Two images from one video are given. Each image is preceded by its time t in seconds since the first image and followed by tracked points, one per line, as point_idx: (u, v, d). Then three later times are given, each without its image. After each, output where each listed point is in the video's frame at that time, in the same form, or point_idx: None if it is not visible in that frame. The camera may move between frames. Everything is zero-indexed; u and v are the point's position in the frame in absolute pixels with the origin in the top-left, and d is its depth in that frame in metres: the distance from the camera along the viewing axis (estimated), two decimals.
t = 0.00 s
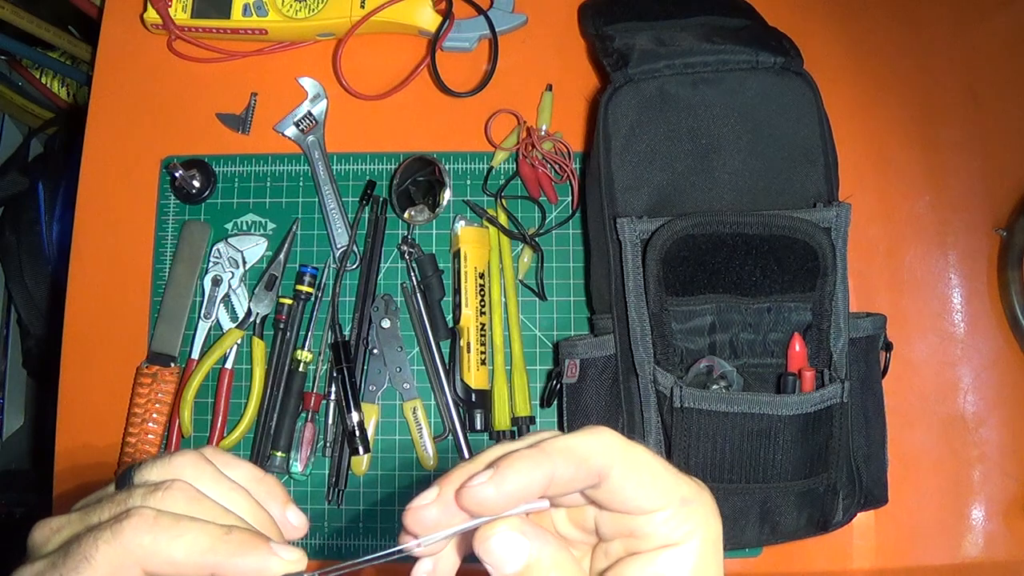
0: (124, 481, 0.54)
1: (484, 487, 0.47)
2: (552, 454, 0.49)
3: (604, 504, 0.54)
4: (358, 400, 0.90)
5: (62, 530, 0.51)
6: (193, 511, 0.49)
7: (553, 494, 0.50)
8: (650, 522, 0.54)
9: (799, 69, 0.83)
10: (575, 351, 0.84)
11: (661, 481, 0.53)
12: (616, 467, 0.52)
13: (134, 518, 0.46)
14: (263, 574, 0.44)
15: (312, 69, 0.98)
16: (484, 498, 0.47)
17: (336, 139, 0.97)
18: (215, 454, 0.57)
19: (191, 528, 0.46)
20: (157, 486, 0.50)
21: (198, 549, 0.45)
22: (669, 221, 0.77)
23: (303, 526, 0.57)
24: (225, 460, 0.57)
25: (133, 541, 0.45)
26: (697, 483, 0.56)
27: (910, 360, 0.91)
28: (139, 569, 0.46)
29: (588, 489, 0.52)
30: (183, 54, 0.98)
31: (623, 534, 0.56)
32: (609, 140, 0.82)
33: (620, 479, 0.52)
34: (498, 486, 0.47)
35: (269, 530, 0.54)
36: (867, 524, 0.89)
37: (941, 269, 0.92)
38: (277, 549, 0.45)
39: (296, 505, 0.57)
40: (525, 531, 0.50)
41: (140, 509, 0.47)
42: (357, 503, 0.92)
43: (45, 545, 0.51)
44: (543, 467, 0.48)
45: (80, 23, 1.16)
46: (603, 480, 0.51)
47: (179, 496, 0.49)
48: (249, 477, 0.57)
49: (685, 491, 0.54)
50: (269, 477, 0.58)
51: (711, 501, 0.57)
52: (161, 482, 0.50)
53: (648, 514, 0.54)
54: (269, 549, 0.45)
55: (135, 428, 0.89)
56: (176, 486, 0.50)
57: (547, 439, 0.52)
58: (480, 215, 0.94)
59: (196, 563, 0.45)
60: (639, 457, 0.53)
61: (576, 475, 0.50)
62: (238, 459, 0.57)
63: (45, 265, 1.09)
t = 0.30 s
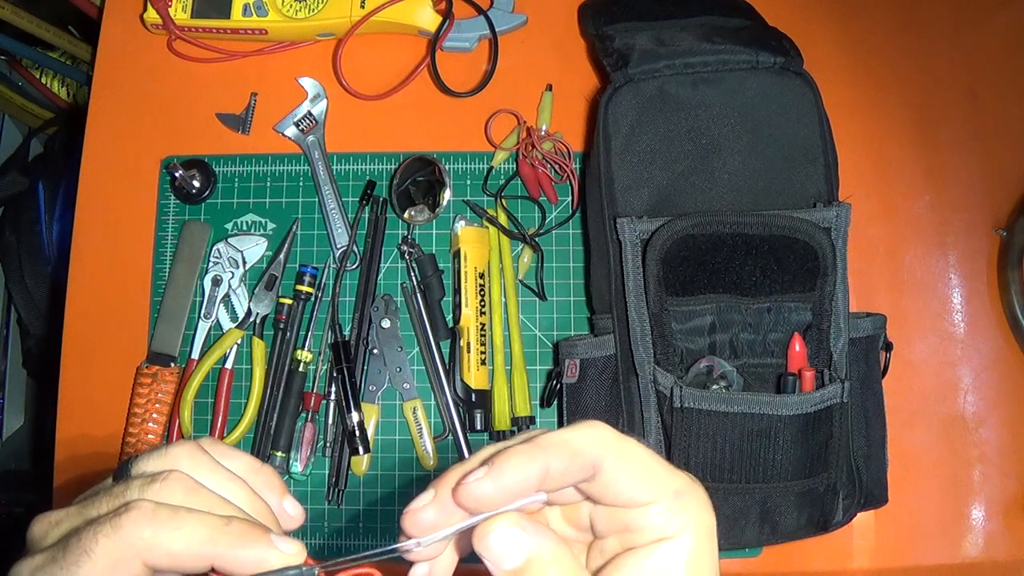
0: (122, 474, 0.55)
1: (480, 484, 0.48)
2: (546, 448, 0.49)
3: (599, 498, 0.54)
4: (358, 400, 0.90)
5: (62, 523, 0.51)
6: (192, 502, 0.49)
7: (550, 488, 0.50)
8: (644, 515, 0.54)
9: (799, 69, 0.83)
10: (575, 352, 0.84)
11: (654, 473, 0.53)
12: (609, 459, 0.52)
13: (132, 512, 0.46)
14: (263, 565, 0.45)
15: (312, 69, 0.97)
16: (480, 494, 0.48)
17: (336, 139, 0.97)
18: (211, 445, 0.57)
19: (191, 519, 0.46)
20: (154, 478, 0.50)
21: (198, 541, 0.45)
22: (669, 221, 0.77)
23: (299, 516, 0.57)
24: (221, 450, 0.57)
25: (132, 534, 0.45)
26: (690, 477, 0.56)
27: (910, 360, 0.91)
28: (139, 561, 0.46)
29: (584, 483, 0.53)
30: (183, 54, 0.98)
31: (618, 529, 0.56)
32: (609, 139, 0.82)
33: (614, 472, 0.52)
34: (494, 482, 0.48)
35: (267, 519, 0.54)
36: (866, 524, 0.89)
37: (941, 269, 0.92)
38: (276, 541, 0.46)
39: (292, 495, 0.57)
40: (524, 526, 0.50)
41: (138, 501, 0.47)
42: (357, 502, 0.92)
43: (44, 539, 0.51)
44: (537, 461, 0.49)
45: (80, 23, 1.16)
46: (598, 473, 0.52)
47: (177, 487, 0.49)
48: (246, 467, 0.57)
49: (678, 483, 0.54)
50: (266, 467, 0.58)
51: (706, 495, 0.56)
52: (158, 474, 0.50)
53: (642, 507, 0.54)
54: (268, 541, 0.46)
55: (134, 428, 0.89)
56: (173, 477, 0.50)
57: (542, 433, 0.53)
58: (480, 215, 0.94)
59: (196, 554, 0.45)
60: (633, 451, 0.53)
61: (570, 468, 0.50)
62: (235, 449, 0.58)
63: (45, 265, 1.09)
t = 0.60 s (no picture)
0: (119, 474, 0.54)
1: (477, 480, 0.48)
2: (542, 441, 0.50)
3: (595, 493, 0.54)
4: (358, 400, 0.90)
5: (61, 527, 0.51)
6: (190, 505, 0.49)
7: (546, 482, 0.50)
8: (639, 511, 0.54)
9: (799, 69, 0.83)
10: (575, 351, 0.84)
11: (648, 468, 0.54)
12: (604, 453, 0.52)
13: (131, 521, 0.46)
14: (264, 573, 0.45)
15: (312, 69, 0.98)
16: (479, 490, 0.48)
17: (336, 139, 0.97)
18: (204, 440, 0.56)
19: (190, 527, 0.46)
20: (151, 480, 0.50)
21: (198, 549, 0.45)
22: (669, 221, 0.77)
23: (295, 510, 0.58)
24: (215, 444, 0.57)
25: (132, 544, 0.45)
26: (685, 474, 0.56)
27: (910, 361, 0.91)
28: (140, 569, 0.46)
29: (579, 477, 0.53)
30: (183, 54, 0.98)
31: (615, 526, 0.56)
32: (609, 139, 0.82)
33: (609, 465, 0.52)
34: (491, 478, 0.48)
35: (265, 517, 0.54)
36: (867, 524, 0.89)
37: (941, 269, 0.92)
38: (277, 548, 0.46)
39: (288, 490, 0.58)
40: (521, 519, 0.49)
41: (136, 509, 0.47)
42: (357, 502, 0.92)
43: (44, 543, 0.51)
44: (532, 454, 0.49)
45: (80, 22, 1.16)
46: (593, 466, 0.52)
47: (174, 490, 0.49)
48: (241, 462, 0.57)
49: (672, 479, 0.54)
50: (262, 460, 0.57)
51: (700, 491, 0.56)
52: (154, 476, 0.50)
53: (637, 502, 0.54)
54: (269, 547, 0.46)
55: (134, 428, 0.89)
56: (169, 480, 0.50)
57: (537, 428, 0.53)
58: (480, 215, 0.94)
59: (197, 562, 0.45)
60: (627, 446, 0.53)
61: (565, 461, 0.50)
62: (231, 444, 0.57)
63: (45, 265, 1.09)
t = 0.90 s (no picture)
0: (119, 481, 0.54)
1: (480, 483, 0.48)
2: (544, 444, 0.49)
3: (596, 497, 0.54)
4: (358, 400, 0.90)
5: (61, 535, 0.51)
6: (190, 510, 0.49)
7: (547, 485, 0.50)
8: (640, 515, 0.54)
9: (799, 69, 0.83)
10: (575, 351, 0.84)
11: (650, 472, 0.54)
12: (606, 457, 0.52)
13: (131, 527, 0.46)
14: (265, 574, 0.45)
15: (312, 69, 0.98)
16: (482, 493, 0.48)
17: (336, 139, 0.97)
18: (201, 442, 0.56)
19: (191, 532, 0.46)
20: (150, 486, 0.50)
21: (199, 554, 0.45)
22: (669, 221, 0.77)
23: (294, 510, 0.57)
24: (212, 446, 0.57)
25: (132, 550, 0.45)
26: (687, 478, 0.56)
27: (910, 361, 0.91)
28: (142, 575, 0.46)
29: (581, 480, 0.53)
30: (183, 54, 0.98)
31: (616, 530, 0.56)
32: (609, 139, 0.82)
33: (610, 469, 0.52)
34: (494, 480, 0.48)
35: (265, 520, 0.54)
36: (866, 524, 0.89)
37: (941, 269, 0.92)
38: (278, 550, 0.45)
39: (286, 490, 0.58)
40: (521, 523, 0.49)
41: (135, 514, 0.47)
42: (357, 502, 0.92)
43: (45, 551, 0.51)
44: (535, 457, 0.49)
45: (80, 23, 1.16)
46: (595, 470, 0.52)
47: (174, 495, 0.49)
48: (238, 463, 0.57)
49: (673, 484, 0.54)
50: (260, 462, 0.57)
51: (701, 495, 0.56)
52: (153, 482, 0.50)
53: (638, 506, 0.54)
54: (270, 550, 0.45)
55: (135, 428, 0.89)
56: (169, 485, 0.50)
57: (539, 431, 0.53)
58: (480, 215, 0.94)
59: (199, 566, 0.45)
60: (629, 450, 0.53)
61: (568, 465, 0.50)
62: (228, 445, 0.57)
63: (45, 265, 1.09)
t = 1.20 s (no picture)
0: (131, 484, 0.54)
1: (486, 490, 0.47)
2: (550, 455, 0.49)
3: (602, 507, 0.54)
4: (357, 400, 0.90)
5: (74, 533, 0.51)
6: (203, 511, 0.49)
7: (552, 496, 0.50)
8: (647, 527, 0.54)
9: (799, 69, 0.83)
10: (575, 351, 0.84)
11: (658, 485, 0.53)
12: (613, 470, 0.52)
13: (147, 525, 0.45)
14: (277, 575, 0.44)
15: (312, 69, 0.98)
16: (487, 500, 0.47)
17: (336, 139, 0.97)
18: (208, 445, 0.56)
19: (205, 532, 0.46)
20: (165, 488, 0.50)
21: (212, 553, 0.45)
22: (669, 221, 0.77)
23: (300, 511, 0.56)
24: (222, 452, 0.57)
25: (147, 547, 0.45)
26: (694, 491, 0.56)
27: (911, 361, 0.91)
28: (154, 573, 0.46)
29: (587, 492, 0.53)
30: (183, 54, 0.98)
31: (620, 538, 0.56)
32: (609, 139, 0.82)
33: (618, 482, 0.52)
34: (499, 488, 0.48)
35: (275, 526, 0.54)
36: (866, 524, 0.89)
37: (941, 269, 0.92)
38: (290, 551, 0.45)
39: (293, 490, 0.57)
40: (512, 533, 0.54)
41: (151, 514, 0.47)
42: (357, 503, 0.92)
43: (55, 550, 0.51)
44: (540, 468, 0.49)
45: (80, 22, 1.16)
46: (601, 483, 0.52)
47: (187, 497, 0.49)
48: (244, 465, 0.56)
49: (681, 497, 0.54)
50: (269, 464, 0.57)
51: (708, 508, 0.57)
52: (169, 484, 0.50)
53: (645, 519, 0.54)
54: (282, 551, 0.45)
55: (135, 428, 0.90)
56: (183, 488, 0.50)
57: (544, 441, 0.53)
58: (480, 215, 0.94)
59: (211, 566, 0.45)
60: (638, 463, 0.53)
61: (573, 477, 0.50)
62: (232, 448, 0.56)
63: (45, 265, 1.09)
